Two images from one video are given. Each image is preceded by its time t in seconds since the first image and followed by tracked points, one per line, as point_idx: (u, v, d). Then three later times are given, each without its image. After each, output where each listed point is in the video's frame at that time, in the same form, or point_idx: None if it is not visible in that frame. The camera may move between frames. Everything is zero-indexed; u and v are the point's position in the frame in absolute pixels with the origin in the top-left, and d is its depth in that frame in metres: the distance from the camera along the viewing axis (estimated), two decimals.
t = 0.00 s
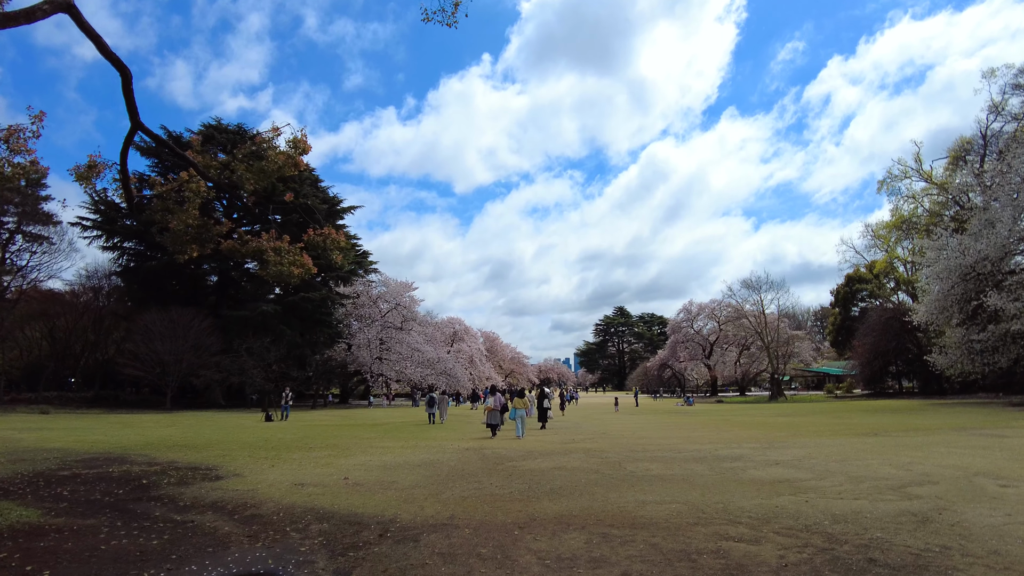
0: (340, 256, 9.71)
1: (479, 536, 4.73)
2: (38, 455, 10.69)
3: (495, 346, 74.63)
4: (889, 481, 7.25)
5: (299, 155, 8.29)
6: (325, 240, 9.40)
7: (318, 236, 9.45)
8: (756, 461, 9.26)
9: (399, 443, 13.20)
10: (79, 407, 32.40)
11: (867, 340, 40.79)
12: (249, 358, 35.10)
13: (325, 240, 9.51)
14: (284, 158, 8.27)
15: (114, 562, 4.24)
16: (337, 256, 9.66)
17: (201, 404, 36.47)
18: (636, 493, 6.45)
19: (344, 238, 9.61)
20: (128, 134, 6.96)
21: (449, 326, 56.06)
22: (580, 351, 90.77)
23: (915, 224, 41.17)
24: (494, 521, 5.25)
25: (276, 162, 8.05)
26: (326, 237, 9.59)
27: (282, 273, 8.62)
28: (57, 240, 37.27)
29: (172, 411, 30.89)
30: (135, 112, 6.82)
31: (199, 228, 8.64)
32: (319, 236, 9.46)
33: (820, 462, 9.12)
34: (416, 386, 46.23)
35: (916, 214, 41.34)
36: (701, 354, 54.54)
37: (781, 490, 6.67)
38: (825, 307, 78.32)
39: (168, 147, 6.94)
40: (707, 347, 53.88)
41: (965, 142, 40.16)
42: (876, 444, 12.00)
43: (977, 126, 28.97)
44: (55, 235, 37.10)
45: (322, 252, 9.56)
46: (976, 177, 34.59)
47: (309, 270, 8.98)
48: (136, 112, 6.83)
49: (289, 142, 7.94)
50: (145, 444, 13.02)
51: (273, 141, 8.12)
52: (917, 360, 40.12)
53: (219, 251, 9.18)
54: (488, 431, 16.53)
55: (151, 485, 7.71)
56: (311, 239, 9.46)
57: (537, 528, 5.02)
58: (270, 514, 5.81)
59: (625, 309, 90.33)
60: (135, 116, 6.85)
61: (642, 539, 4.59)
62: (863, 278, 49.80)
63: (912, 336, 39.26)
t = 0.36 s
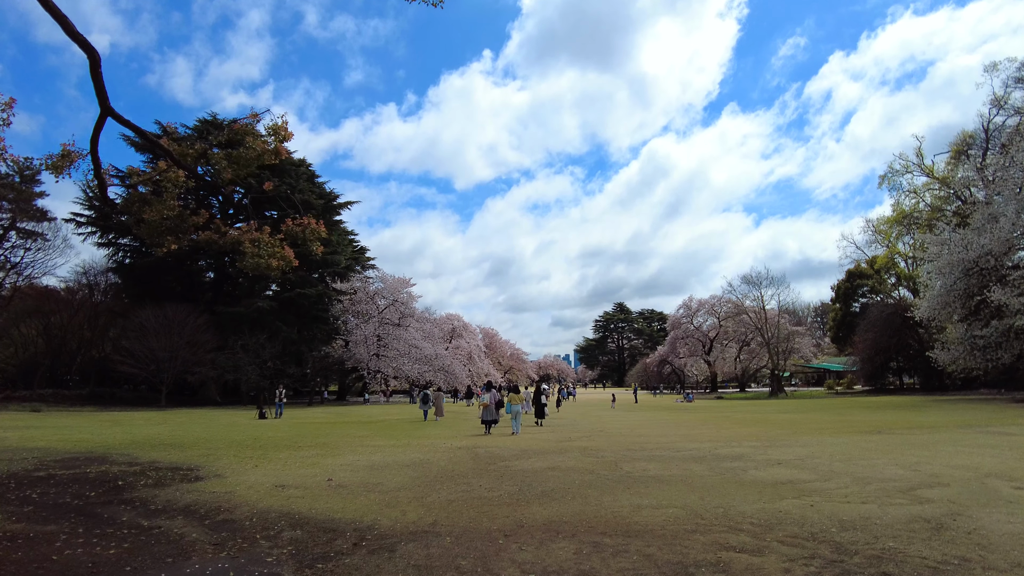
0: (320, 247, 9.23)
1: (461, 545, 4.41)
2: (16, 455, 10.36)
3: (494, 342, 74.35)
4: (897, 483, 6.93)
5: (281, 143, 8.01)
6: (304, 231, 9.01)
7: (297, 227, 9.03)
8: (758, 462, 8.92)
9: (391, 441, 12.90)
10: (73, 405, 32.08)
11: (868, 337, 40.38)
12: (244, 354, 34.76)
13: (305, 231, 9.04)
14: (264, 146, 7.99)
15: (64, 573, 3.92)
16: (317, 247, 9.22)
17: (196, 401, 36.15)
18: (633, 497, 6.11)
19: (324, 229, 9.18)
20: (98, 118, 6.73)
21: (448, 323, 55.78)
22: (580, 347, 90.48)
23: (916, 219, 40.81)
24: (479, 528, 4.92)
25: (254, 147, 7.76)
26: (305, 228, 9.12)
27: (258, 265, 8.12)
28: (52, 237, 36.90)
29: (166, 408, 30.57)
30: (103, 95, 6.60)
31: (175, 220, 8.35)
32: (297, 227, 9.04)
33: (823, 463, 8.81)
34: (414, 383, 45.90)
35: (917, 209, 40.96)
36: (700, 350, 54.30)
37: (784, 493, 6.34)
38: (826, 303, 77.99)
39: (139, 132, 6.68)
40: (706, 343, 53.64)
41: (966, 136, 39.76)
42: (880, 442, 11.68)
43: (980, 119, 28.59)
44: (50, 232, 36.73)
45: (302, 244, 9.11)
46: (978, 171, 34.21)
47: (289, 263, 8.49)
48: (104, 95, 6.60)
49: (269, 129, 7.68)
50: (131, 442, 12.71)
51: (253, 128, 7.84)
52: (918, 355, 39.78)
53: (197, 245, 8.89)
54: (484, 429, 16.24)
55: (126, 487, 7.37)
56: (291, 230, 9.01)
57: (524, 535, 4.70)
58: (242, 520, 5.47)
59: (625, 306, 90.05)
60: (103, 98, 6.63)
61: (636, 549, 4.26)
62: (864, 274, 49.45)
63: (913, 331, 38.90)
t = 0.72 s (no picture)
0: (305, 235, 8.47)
1: (447, 554, 4.08)
2: None
3: (494, 339, 74.01)
4: (912, 485, 6.61)
5: (266, 128, 7.55)
6: (287, 217, 8.31)
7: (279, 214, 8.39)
8: (764, 461, 8.61)
9: (385, 439, 12.56)
10: (68, 401, 31.76)
11: (870, 334, 40.04)
12: (240, 350, 34.39)
13: (288, 218, 8.31)
14: (248, 131, 7.50)
15: None
16: (301, 236, 8.43)
17: (192, 397, 35.79)
18: (635, 499, 5.78)
19: (309, 216, 8.44)
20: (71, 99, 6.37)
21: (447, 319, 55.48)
22: (580, 344, 90.12)
23: (919, 215, 40.37)
24: (470, 534, 4.59)
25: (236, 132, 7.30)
26: (288, 215, 8.45)
27: (239, 254, 7.69)
28: (47, 232, 36.51)
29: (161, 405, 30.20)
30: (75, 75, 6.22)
31: (154, 207, 7.90)
32: (281, 214, 8.35)
33: (832, 463, 8.47)
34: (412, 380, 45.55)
35: (921, 205, 40.49)
36: (701, 347, 53.99)
37: (794, 496, 6.02)
38: (827, 300, 77.63)
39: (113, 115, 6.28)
40: (707, 340, 53.31)
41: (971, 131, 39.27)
42: (887, 441, 11.37)
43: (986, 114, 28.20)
44: (45, 227, 36.33)
45: (285, 233, 8.33)
46: (982, 167, 33.84)
47: (273, 253, 8.07)
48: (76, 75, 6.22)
49: (253, 113, 7.24)
50: (117, 439, 12.39)
51: (235, 112, 7.34)
52: (921, 353, 39.42)
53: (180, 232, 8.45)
54: (480, 426, 15.94)
55: (103, 487, 7.03)
56: (273, 217, 8.40)
57: (517, 542, 4.39)
58: (217, 524, 5.13)
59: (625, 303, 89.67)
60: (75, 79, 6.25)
61: (639, 560, 3.95)
62: (866, 271, 49.01)
63: (915, 328, 38.56)
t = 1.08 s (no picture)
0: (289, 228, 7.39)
1: (433, 569, 3.76)
2: None
3: (494, 337, 73.67)
4: (928, 492, 6.29)
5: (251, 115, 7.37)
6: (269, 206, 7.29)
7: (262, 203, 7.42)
8: (770, 465, 8.28)
9: (379, 439, 12.25)
10: (64, 399, 31.46)
11: (873, 333, 39.67)
12: (237, 348, 34.12)
13: (268, 208, 6.83)
14: (230, 118, 7.30)
15: None
16: (285, 230, 7.02)
17: (189, 395, 35.50)
18: (637, 507, 5.44)
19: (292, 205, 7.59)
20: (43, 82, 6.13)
21: (447, 317, 55.17)
22: (581, 342, 89.77)
23: (923, 213, 39.95)
24: (458, 546, 4.26)
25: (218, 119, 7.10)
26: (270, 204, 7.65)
27: (218, 247, 7.03)
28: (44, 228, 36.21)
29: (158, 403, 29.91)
30: (46, 55, 5.97)
31: (132, 198, 7.53)
32: (259, 203, 6.90)
33: (841, 466, 8.15)
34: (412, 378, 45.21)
35: (924, 203, 40.09)
36: (702, 346, 53.62)
37: (805, 503, 5.69)
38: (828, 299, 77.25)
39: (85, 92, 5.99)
40: (708, 339, 52.94)
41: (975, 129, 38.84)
42: (895, 442, 11.06)
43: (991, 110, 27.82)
44: (42, 224, 35.98)
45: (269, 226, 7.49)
46: (986, 165, 33.49)
47: (257, 247, 7.39)
48: (47, 55, 5.97)
49: (237, 99, 7.00)
50: (104, 438, 12.07)
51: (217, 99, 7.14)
52: (924, 353, 39.05)
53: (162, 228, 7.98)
54: (477, 426, 15.63)
55: (80, 491, 6.71)
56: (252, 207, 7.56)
57: (510, 556, 4.07)
58: (190, 532, 4.80)
59: (626, 301, 89.32)
60: (48, 60, 6.02)
61: None
62: (869, 269, 48.57)
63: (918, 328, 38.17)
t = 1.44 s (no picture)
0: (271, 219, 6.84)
1: None
2: None
3: (495, 336, 73.33)
4: (947, 498, 5.92)
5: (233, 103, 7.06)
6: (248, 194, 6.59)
7: (238, 192, 6.59)
8: (778, 468, 7.92)
9: (374, 441, 11.92)
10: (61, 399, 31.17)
11: (877, 331, 39.28)
12: (235, 348, 33.87)
13: (248, 198, 6.58)
14: (211, 106, 6.98)
15: None
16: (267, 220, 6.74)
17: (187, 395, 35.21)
18: (639, 516, 5.09)
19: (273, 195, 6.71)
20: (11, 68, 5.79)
21: (448, 317, 54.85)
22: (583, 341, 89.42)
23: (927, 210, 39.52)
24: (443, 562, 3.93)
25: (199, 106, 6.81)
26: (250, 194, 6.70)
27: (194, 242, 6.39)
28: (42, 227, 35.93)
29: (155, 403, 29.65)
30: (15, 39, 5.64)
31: (109, 190, 7.22)
32: (239, 192, 6.62)
33: (852, 469, 7.80)
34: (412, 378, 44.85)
35: (929, 200, 39.64)
36: (705, 345, 53.23)
37: (817, 511, 5.35)
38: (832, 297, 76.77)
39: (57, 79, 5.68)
40: (711, 338, 52.58)
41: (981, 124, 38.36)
42: (906, 443, 10.69)
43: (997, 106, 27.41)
44: (40, 222, 35.72)
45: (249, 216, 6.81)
46: (992, 161, 33.07)
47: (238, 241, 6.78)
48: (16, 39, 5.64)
49: (217, 86, 6.71)
50: (93, 440, 11.75)
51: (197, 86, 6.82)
52: (928, 351, 38.64)
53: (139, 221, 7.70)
54: (476, 427, 15.30)
55: (51, 497, 6.37)
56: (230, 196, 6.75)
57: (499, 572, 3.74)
58: (158, 543, 4.47)
59: (629, 300, 88.93)
60: (15, 44, 5.67)
61: None
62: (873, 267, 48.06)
63: (923, 326, 37.74)
